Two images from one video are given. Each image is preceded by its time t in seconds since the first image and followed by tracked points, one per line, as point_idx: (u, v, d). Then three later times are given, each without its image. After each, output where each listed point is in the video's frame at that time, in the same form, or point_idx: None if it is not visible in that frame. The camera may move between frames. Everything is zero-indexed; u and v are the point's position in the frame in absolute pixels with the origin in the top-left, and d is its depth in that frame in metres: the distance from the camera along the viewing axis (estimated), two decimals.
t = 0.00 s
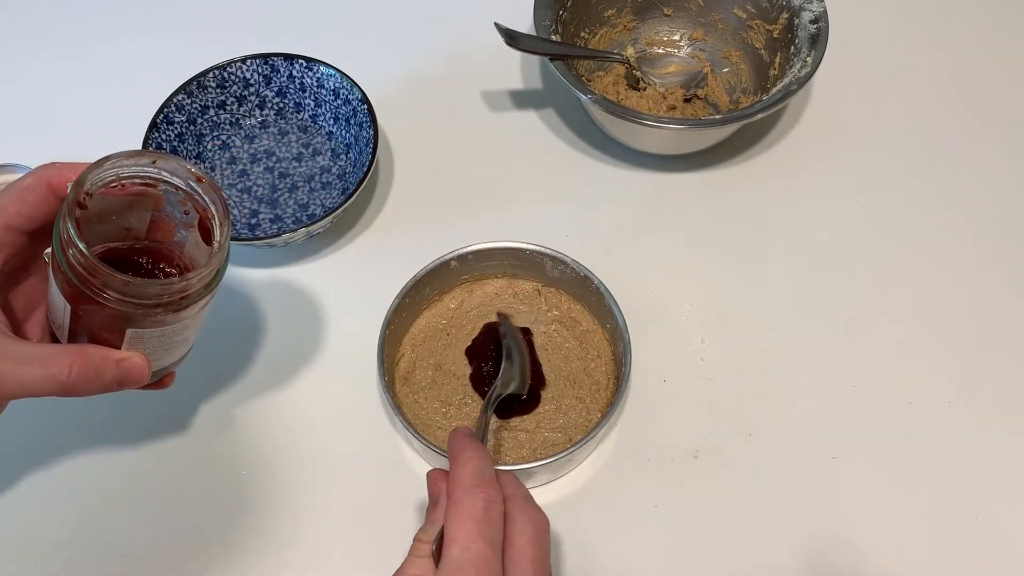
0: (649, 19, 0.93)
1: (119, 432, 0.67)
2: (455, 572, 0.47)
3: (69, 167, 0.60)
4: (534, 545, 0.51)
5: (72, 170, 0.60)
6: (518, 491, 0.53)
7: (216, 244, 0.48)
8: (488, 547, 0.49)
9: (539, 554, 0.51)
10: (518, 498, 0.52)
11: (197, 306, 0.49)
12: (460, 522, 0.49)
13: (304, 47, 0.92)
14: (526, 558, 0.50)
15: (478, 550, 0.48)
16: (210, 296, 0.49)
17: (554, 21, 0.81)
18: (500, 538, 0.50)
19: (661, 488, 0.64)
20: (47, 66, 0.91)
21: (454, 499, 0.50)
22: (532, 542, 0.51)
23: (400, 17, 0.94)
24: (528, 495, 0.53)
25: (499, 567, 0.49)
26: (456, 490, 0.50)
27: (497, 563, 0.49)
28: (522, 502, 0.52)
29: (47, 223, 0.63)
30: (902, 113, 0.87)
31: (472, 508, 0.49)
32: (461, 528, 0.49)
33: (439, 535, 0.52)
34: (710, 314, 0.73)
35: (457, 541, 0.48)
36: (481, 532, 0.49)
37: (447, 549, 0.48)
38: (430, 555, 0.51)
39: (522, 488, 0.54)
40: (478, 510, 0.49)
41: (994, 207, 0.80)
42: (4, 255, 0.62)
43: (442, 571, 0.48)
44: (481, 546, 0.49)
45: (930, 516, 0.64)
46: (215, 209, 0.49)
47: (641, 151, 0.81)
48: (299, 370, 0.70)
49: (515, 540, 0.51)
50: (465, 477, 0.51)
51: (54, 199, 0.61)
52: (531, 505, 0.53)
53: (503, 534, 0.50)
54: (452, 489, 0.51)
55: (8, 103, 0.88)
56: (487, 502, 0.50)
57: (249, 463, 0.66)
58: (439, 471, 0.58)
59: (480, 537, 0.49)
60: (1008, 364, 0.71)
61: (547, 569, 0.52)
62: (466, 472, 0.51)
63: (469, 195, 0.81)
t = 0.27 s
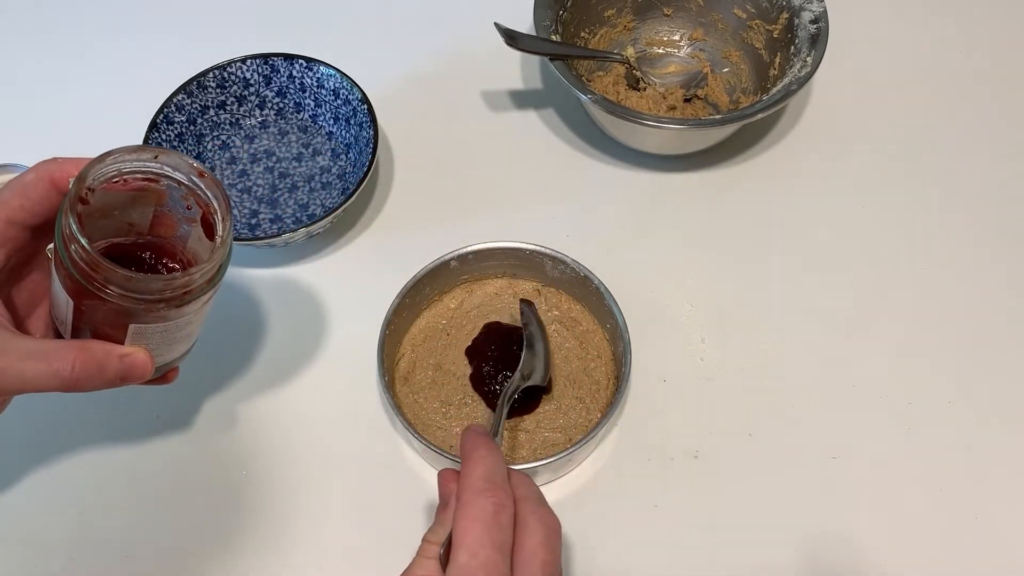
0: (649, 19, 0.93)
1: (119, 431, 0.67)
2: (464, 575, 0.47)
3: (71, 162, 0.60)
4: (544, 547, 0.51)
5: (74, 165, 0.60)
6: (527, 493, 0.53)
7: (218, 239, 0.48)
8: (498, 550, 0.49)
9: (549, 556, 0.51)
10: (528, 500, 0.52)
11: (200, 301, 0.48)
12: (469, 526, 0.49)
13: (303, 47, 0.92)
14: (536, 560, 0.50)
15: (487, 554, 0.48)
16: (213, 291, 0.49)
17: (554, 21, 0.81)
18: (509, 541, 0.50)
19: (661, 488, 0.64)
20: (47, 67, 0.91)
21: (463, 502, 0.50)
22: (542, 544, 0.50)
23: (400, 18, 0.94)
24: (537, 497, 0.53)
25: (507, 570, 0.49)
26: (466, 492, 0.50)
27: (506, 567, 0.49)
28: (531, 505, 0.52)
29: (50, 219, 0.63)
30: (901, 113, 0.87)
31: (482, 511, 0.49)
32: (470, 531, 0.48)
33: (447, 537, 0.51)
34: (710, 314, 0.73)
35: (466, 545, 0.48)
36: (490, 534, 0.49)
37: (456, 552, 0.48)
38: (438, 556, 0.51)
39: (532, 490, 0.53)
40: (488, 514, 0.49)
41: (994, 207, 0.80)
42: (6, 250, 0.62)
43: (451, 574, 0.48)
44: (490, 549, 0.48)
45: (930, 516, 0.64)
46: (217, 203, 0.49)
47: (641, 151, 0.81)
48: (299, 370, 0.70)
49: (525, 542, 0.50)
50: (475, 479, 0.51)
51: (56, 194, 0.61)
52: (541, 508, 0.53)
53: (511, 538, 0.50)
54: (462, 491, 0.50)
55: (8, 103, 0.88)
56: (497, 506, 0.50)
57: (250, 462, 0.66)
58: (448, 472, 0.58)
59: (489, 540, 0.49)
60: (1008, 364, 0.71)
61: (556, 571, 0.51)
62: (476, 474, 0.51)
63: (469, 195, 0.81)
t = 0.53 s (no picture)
0: (649, 19, 0.93)
1: (119, 432, 0.67)
2: (437, 562, 0.46)
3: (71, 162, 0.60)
4: (520, 534, 0.50)
5: (74, 164, 0.60)
6: (501, 482, 0.52)
7: (220, 239, 0.48)
8: (471, 536, 0.48)
9: (525, 545, 0.50)
10: (503, 488, 0.52)
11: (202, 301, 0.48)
12: (442, 513, 0.48)
13: (303, 47, 0.92)
14: (512, 547, 0.49)
15: (460, 541, 0.47)
16: (213, 291, 0.49)
17: (554, 21, 0.81)
18: (483, 528, 0.49)
19: (661, 488, 0.64)
20: (47, 67, 0.91)
21: (436, 491, 0.49)
22: (517, 531, 0.50)
23: (400, 18, 0.94)
24: (511, 486, 0.52)
25: (483, 558, 0.48)
26: (439, 481, 0.50)
27: (480, 554, 0.48)
28: (506, 493, 0.51)
29: (50, 219, 0.63)
30: (901, 113, 0.87)
31: (454, 498, 0.48)
32: (443, 518, 0.48)
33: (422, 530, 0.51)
34: (710, 314, 0.73)
35: (439, 533, 0.48)
36: (462, 521, 0.48)
37: (429, 541, 0.48)
38: (415, 549, 0.51)
39: (508, 479, 0.53)
40: (461, 501, 0.49)
41: (994, 207, 0.80)
42: (6, 251, 0.62)
43: (425, 562, 0.47)
44: (463, 535, 0.48)
45: (930, 516, 0.64)
46: (218, 203, 0.49)
47: (641, 151, 0.81)
48: (299, 370, 0.70)
49: (500, 530, 0.50)
50: (448, 468, 0.50)
51: (56, 193, 0.61)
52: (517, 497, 0.52)
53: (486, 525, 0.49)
54: (435, 481, 0.50)
55: (7, 103, 0.88)
56: (470, 493, 0.49)
57: (250, 462, 0.66)
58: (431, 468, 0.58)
59: (462, 527, 0.48)
60: (1008, 364, 0.71)
61: (534, 558, 0.51)
62: (448, 464, 0.50)
63: (470, 195, 0.81)
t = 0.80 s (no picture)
0: (649, 19, 0.93)
1: (119, 432, 0.67)
2: (428, 553, 0.46)
3: (67, 161, 0.60)
4: (512, 525, 0.50)
5: (70, 164, 0.60)
6: (493, 476, 0.52)
7: (216, 240, 0.47)
8: (462, 528, 0.48)
9: (518, 536, 0.50)
10: (494, 482, 0.52)
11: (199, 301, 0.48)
12: (431, 505, 0.48)
13: (303, 47, 0.92)
14: (504, 539, 0.49)
15: (450, 532, 0.47)
16: (211, 291, 0.49)
17: (554, 21, 0.81)
18: (475, 519, 0.49)
19: (661, 488, 0.64)
20: (47, 66, 0.91)
21: (426, 484, 0.49)
22: (509, 522, 0.50)
23: (401, 18, 0.94)
24: (503, 479, 0.52)
25: (474, 549, 0.48)
26: (429, 474, 0.50)
27: (472, 545, 0.48)
28: (497, 486, 0.51)
29: (47, 219, 0.63)
30: (901, 113, 0.87)
31: (444, 490, 0.48)
32: (432, 510, 0.48)
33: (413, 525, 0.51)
34: (710, 314, 0.73)
35: (428, 525, 0.47)
36: (452, 513, 0.48)
37: (419, 534, 0.48)
38: (406, 544, 0.51)
39: (500, 473, 0.53)
40: (450, 492, 0.48)
41: (994, 207, 0.80)
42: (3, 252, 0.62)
43: (415, 554, 0.47)
44: (453, 527, 0.47)
45: (930, 516, 0.64)
46: (214, 203, 0.48)
47: (641, 151, 0.81)
48: (299, 371, 0.70)
49: (492, 523, 0.50)
50: (438, 461, 0.50)
51: (52, 194, 0.61)
52: (509, 489, 0.52)
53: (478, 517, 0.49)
54: (425, 475, 0.50)
55: (7, 103, 0.88)
56: (460, 484, 0.49)
57: (250, 462, 0.66)
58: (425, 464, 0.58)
59: (452, 519, 0.48)
60: (1008, 364, 0.71)
61: (528, 549, 0.50)
62: (438, 457, 0.50)
63: (470, 195, 0.81)
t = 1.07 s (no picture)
0: (649, 19, 0.93)
1: (118, 432, 0.67)
2: (424, 557, 0.47)
3: (63, 162, 0.60)
4: (511, 529, 0.50)
5: (67, 166, 0.60)
6: (494, 478, 0.52)
7: (212, 242, 0.47)
8: (460, 533, 0.48)
9: (517, 539, 0.50)
10: (495, 484, 0.51)
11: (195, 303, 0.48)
12: (429, 508, 0.48)
13: (303, 47, 0.92)
14: (502, 543, 0.49)
15: (447, 536, 0.47)
16: (207, 294, 0.49)
17: (554, 21, 0.81)
18: (473, 523, 0.49)
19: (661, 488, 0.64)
20: (47, 66, 0.91)
21: (426, 486, 0.49)
22: (508, 526, 0.50)
23: (401, 18, 0.94)
24: (504, 481, 0.52)
25: (472, 553, 0.48)
26: (428, 476, 0.49)
27: (469, 550, 0.48)
28: (497, 489, 0.51)
29: (43, 221, 0.63)
30: (901, 113, 0.87)
31: (442, 494, 0.48)
32: (430, 514, 0.48)
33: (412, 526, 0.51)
34: (710, 314, 0.73)
35: (426, 528, 0.48)
36: (451, 517, 0.48)
37: (417, 537, 0.48)
38: (405, 545, 0.51)
39: (502, 474, 0.53)
40: (448, 496, 0.48)
41: (994, 207, 0.80)
42: None
43: (412, 557, 0.47)
44: (451, 532, 0.47)
45: (930, 516, 0.64)
46: (211, 206, 0.48)
47: (641, 151, 0.81)
48: (299, 371, 0.70)
49: (491, 527, 0.50)
50: (438, 464, 0.50)
51: (48, 195, 0.61)
52: (509, 491, 0.51)
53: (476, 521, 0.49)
54: (425, 477, 0.50)
55: (7, 103, 0.88)
56: (459, 488, 0.49)
57: (249, 463, 0.66)
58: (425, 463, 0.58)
59: (450, 522, 0.48)
60: (1008, 364, 0.71)
61: (527, 554, 0.50)
62: (438, 459, 0.50)
63: (469, 195, 0.81)
